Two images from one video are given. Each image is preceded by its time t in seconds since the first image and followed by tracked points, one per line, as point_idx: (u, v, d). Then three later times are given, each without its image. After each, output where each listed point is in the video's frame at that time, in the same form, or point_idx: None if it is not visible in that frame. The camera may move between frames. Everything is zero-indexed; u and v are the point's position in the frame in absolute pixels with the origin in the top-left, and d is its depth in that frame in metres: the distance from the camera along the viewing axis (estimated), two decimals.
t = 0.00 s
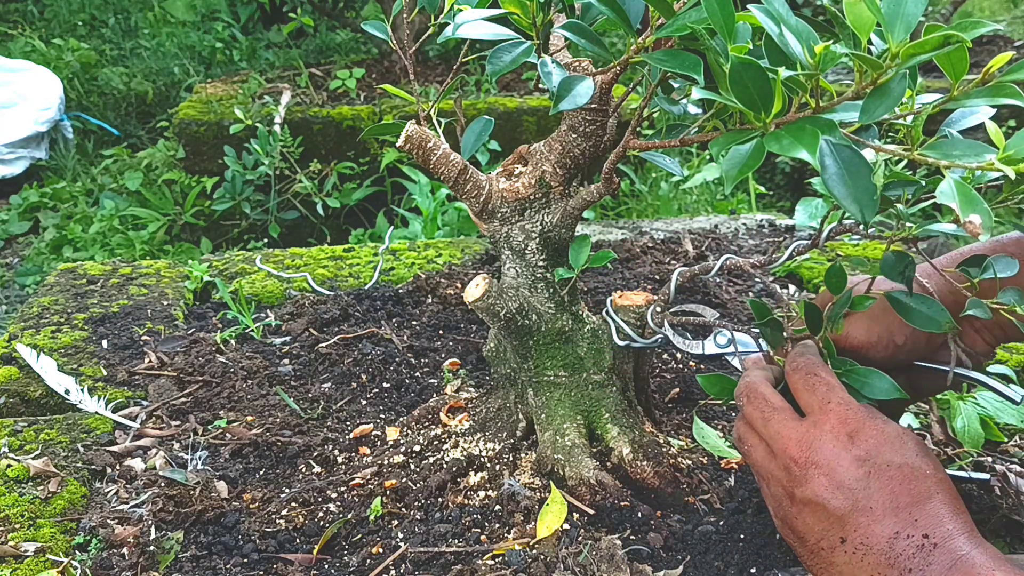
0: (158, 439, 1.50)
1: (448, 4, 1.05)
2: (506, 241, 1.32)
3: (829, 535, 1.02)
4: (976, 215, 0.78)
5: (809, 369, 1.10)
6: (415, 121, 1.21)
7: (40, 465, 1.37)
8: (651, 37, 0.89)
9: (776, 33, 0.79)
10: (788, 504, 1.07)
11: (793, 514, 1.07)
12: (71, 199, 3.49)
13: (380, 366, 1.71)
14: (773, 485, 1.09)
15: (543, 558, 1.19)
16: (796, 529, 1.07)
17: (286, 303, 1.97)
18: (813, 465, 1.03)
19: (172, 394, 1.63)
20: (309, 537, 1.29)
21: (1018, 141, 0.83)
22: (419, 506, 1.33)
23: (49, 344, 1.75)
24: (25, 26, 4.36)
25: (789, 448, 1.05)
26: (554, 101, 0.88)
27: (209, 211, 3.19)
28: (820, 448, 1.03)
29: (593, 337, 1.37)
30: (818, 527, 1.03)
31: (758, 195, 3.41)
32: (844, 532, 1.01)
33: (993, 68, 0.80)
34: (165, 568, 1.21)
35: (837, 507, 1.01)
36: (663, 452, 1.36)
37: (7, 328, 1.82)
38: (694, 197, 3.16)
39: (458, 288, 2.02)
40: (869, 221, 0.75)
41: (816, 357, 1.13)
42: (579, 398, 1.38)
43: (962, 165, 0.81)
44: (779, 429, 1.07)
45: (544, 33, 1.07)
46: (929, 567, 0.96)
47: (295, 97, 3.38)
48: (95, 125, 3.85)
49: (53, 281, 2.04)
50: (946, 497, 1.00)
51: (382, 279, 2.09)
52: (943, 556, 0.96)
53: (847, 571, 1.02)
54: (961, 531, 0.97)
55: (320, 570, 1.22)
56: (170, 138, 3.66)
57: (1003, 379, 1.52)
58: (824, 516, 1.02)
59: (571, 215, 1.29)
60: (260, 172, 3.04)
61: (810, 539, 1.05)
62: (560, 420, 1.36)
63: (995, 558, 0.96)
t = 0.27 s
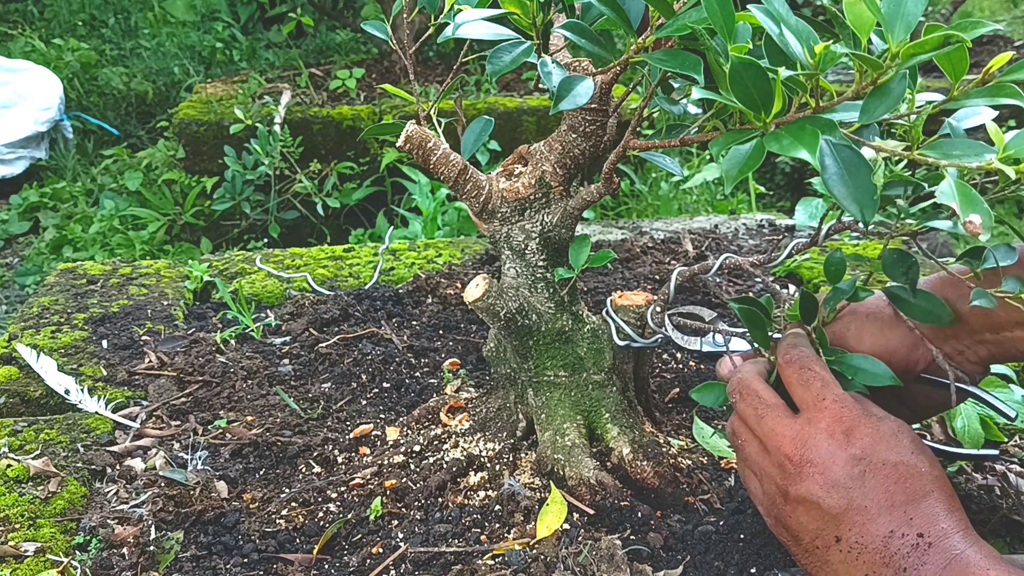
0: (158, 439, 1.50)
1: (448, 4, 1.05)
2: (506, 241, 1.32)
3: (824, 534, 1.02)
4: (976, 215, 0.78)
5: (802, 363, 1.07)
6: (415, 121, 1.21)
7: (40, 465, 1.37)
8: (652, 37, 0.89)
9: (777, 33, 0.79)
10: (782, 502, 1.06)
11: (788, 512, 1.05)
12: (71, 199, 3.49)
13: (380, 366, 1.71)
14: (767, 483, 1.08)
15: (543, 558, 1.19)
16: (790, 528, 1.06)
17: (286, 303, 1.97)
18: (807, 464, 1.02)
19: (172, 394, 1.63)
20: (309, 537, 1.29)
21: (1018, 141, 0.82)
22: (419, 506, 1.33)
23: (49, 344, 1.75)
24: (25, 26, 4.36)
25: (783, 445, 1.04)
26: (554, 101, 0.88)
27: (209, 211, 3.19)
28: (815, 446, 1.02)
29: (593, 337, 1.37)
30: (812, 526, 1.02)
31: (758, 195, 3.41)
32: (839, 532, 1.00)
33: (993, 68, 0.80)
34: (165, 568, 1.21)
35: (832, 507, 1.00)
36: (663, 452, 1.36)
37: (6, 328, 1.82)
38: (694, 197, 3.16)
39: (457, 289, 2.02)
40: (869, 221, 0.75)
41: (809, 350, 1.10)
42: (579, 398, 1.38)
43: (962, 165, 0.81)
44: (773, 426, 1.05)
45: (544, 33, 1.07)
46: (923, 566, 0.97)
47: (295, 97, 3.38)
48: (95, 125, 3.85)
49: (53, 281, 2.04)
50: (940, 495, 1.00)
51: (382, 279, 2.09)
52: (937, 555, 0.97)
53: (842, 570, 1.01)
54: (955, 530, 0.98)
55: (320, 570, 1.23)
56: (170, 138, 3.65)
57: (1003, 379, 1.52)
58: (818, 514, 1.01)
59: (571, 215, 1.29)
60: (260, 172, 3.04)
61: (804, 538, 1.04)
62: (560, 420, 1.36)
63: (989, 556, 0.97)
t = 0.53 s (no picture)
0: (158, 439, 1.50)
1: (448, 3, 1.05)
2: (506, 241, 1.32)
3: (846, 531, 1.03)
4: (976, 215, 0.78)
5: (859, 358, 1.08)
6: (415, 121, 1.21)
7: (40, 465, 1.37)
8: (652, 37, 0.89)
9: (777, 33, 0.79)
10: (813, 494, 1.09)
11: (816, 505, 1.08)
12: (71, 199, 3.49)
13: (380, 367, 1.71)
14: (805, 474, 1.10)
15: (543, 558, 1.19)
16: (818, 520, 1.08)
17: (286, 303, 1.97)
18: (839, 459, 1.03)
19: (171, 394, 1.63)
20: (309, 537, 1.29)
21: (1018, 141, 0.82)
22: (419, 507, 1.33)
23: (49, 344, 1.75)
24: (25, 26, 4.36)
25: (820, 437, 1.06)
26: (554, 101, 0.88)
27: (209, 210, 3.19)
28: (848, 442, 1.02)
29: (593, 337, 1.38)
30: (835, 520, 1.04)
31: (758, 195, 3.41)
32: (859, 531, 1.01)
33: (993, 68, 0.80)
34: (165, 568, 1.21)
35: (853, 503, 1.01)
36: (663, 452, 1.36)
37: (7, 328, 1.82)
38: (694, 197, 3.16)
39: (457, 289, 2.02)
40: (869, 221, 0.75)
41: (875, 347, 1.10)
42: (579, 398, 1.37)
43: (962, 165, 0.81)
44: (822, 416, 1.08)
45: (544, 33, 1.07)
46: None
47: (295, 97, 3.38)
48: (95, 125, 3.85)
49: (53, 281, 2.04)
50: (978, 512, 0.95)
51: (382, 279, 2.09)
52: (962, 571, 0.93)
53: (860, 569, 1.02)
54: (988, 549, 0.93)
55: (320, 570, 1.22)
56: (170, 138, 3.65)
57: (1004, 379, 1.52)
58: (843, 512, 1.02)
59: (571, 215, 1.29)
60: (260, 172, 3.04)
61: (826, 531, 1.06)
62: (560, 420, 1.36)
63: None
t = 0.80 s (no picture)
0: (158, 439, 1.50)
1: (448, 3, 1.05)
2: (506, 241, 1.32)
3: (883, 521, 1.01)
4: (976, 215, 0.78)
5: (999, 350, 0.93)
6: (415, 121, 1.21)
7: (40, 465, 1.37)
8: (652, 37, 0.89)
9: (776, 33, 0.79)
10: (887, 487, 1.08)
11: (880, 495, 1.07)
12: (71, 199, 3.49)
13: (380, 366, 1.71)
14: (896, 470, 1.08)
15: (543, 558, 1.19)
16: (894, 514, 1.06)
17: (286, 303, 1.97)
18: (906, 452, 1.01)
19: (171, 394, 1.63)
20: (308, 537, 1.29)
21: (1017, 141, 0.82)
22: (419, 506, 1.33)
23: (49, 344, 1.75)
24: (25, 26, 4.36)
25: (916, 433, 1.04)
26: (554, 102, 0.88)
27: (209, 210, 3.19)
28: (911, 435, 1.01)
29: (593, 337, 1.38)
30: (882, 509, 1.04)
31: (758, 195, 3.41)
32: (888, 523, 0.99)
33: (993, 68, 0.80)
34: (165, 568, 1.21)
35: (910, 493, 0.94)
36: (663, 452, 1.36)
37: (7, 328, 1.82)
38: (694, 197, 3.16)
39: (458, 289, 2.03)
40: (869, 221, 0.75)
41: None
42: (579, 398, 1.37)
43: (962, 165, 0.81)
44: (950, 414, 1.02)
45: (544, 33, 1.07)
46: None
47: (295, 97, 3.38)
48: (95, 124, 3.85)
49: (53, 281, 2.04)
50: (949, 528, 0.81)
51: (382, 279, 2.09)
52: None
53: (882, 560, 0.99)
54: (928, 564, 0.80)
55: (319, 570, 1.22)
56: (170, 138, 3.65)
57: (1004, 378, 1.52)
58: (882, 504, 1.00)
59: (571, 215, 1.29)
60: (260, 172, 3.05)
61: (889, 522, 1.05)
62: (560, 420, 1.36)
63: None
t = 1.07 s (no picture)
0: (158, 439, 1.50)
1: (448, 3, 1.05)
2: (506, 241, 1.32)
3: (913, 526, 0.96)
4: (977, 215, 0.78)
5: None
6: (415, 121, 1.21)
7: (40, 465, 1.37)
8: (651, 37, 0.89)
9: (777, 33, 0.79)
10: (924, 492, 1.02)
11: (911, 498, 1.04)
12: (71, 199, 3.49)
13: (380, 366, 1.71)
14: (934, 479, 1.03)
15: (543, 558, 1.19)
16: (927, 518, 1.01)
17: (286, 303, 1.97)
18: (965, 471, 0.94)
19: (171, 394, 1.63)
20: (309, 537, 1.29)
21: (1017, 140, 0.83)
22: (419, 507, 1.33)
23: (49, 344, 1.75)
24: (25, 26, 4.36)
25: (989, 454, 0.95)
26: (554, 102, 0.88)
27: (209, 210, 3.18)
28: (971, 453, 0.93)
29: (593, 337, 1.38)
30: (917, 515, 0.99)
31: (758, 195, 3.41)
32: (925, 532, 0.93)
33: (993, 68, 0.80)
34: (165, 568, 1.21)
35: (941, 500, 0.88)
36: (663, 452, 1.36)
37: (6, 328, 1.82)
38: (694, 197, 3.16)
39: (457, 289, 2.03)
40: (869, 221, 0.75)
41: None
42: (579, 398, 1.37)
43: (962, 165, 0.81)
44: None
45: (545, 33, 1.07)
46: None
47: (295, 97, 3.38)
48: (95, 124, 3.85)
49: (53, 281, 2.04)
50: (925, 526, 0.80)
51: (382, 279, 2.09)
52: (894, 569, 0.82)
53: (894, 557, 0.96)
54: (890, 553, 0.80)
55: (319, 570, 1.22)
56: (170, 138, 3.65)
57: (1003, 378, 1.52)
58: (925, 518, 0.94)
59: (571, 214, 1.29)
60: (260, 172, 3.04)
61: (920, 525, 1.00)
62: (560, 420, 1.36)
63: None
